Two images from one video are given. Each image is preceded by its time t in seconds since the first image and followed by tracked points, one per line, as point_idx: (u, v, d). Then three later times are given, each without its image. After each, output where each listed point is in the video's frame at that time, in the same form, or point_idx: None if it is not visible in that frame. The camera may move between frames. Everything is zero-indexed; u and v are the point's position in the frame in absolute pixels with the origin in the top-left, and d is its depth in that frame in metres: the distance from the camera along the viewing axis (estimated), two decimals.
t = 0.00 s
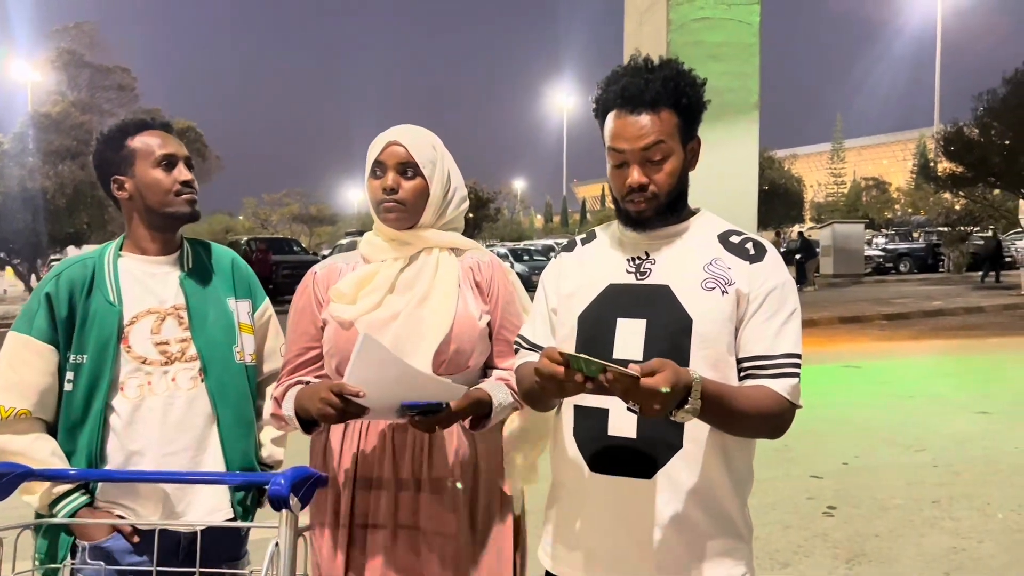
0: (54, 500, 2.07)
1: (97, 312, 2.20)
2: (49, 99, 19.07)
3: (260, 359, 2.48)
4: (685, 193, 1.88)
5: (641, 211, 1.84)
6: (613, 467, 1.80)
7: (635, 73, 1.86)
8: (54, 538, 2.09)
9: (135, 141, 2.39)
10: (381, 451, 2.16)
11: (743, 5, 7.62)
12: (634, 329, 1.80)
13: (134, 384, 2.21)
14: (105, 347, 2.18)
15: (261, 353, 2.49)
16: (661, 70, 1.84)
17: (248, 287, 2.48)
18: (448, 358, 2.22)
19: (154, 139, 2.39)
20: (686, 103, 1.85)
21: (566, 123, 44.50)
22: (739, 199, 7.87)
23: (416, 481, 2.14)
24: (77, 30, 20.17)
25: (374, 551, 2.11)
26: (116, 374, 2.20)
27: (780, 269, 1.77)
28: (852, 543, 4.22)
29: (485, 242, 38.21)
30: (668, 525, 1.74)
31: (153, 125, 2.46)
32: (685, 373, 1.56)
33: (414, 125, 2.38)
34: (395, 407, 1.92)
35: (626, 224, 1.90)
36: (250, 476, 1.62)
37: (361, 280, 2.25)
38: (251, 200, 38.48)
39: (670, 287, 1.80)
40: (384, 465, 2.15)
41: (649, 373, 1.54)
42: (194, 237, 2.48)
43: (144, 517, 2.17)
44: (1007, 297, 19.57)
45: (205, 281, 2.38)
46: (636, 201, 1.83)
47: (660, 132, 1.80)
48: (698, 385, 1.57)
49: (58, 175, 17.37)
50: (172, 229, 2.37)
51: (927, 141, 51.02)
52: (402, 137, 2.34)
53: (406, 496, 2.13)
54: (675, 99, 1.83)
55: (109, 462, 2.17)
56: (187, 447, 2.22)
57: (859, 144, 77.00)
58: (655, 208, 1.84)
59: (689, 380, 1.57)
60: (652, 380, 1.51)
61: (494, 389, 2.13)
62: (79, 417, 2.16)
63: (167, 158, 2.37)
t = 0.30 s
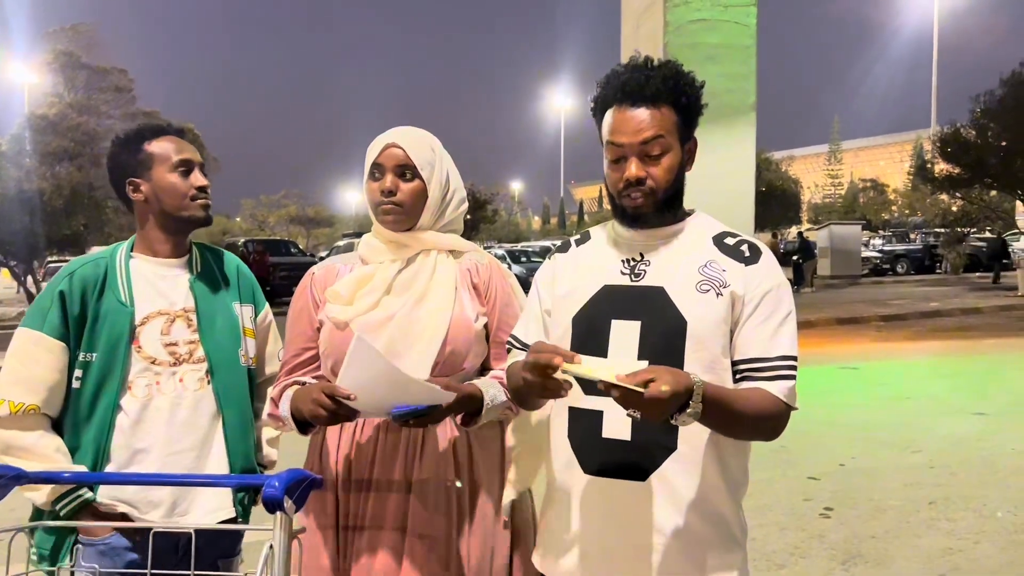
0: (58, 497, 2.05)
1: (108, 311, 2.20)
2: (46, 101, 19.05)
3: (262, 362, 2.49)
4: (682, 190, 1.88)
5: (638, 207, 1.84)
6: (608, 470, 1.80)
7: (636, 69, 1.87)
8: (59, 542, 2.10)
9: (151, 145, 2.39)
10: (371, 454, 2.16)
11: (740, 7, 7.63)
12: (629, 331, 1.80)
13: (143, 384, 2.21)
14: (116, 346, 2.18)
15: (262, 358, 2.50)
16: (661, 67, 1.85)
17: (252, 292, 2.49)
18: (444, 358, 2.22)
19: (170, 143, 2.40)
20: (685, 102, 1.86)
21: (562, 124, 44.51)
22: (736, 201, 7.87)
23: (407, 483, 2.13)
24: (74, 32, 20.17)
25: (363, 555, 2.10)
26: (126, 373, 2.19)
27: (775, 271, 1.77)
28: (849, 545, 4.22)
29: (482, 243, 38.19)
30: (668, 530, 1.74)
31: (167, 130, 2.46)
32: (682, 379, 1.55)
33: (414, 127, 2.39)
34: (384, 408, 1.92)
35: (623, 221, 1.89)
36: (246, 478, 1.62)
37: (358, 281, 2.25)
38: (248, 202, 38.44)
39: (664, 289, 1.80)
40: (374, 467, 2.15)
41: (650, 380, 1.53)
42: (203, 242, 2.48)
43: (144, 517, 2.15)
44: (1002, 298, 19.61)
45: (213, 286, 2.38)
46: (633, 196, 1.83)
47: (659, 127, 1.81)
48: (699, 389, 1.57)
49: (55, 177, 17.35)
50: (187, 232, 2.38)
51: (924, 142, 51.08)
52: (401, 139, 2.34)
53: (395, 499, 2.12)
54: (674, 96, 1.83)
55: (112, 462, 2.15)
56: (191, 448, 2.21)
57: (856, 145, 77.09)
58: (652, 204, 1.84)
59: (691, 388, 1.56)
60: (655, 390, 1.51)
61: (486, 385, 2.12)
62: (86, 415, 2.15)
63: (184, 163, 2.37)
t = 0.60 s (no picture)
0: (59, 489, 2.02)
1: (119, 311, 2.20)
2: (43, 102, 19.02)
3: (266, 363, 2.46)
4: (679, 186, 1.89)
5: (638, 196, 1.83)
6: (601, 470, 1.80)
7: (634, 65, 1.89)
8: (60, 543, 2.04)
9: (170, 148, 2.39)
10: (369, 455, 2.15)
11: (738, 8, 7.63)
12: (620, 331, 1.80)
13: (149, 384, 2.20)
14: (124, 345, 2.18)
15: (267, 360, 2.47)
16: (660, 64, 1.89)
17: (259, 295, 2.46)
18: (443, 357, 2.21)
19: (189, 146, 2.40)
20: (682, 99, 1.89)
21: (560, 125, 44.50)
22: (735, 202, 7.87)
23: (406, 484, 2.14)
24: (71, 33, 20.17)
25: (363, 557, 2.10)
26: (133, 372, 2.19)
27: (765, 270, 1.78)
28: (846, 546, 4.21)
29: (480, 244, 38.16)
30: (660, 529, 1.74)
31: (187, 135, 2.47)
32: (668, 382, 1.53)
33: (411, 127, 2.39)
34: (376, 404, 1.92)
35: (621, 215, 1.88)
36: (239, 480, 1.61)
37: (356, 282, 2.24)
38: (245, 203, 38.41)
39: (654, 289, 1.80)
40: (372, 469, 2.14)
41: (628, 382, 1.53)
42: (214, 244, 2.47)
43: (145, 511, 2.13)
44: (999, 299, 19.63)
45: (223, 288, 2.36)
46: (633, 184, 1.82)
47: (658, 117, 1.82)
48: (686, 392, 1.56)
49: (52, 178, 17.33)
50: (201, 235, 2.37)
51: (921, 144, 51.13)
52: (401, 140, 2.34)
53: (394, 499, 2.12)
54: (673, 91, 1.86)
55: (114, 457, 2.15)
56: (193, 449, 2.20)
57: (853, 147, 77.17)
58: (653, 193, 1.83)
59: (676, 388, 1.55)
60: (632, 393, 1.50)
61: (480, 388, 2.12)
62: (90, 412, 2.15)
63: (202, 168, 2.37)
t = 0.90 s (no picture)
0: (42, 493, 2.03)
1: (103, 312, 2.19)
2: (40, 103, 19.00)
3: (252, 363, 2.46)
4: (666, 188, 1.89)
5: (623, 199, 1.83)
6: (594, 470, 1.79)
7: (620, 68, 1.90)
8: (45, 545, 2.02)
9: (159, 148, 2.38)
10: (374, 456, 2.15)
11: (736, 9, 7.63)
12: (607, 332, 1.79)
13: (135, 384, 2.20)
14: (110, 346, 2.17)
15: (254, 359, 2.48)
16: (649, 67, 1.89)
17: (246, 294, 2.47)
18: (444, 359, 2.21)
19: (177, 148, 2.39)
20: (668, 102, 1.89)
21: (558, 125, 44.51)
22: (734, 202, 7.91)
23: (410, 487, 2.14)
24: (70, 33, 20.16)
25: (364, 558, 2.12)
26: (119, 373, 2.18)
27: (749, 269, 1.79)
28: (844, 546, 4.22)
29: (478, 245, 38.16)
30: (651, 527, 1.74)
31: (174, 136, 2.47)
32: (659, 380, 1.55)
33: (412, 129, 2.38)
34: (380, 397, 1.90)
35: (608, 218, 1.88)
36: (234, 482, 1.61)
37: (357, 283, 2.23)
38: (244, 203, 38.39)
39: (641, 288, 1.80)
40: (377, 470, 2.14)
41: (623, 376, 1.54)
42: (199, 245, 2.46)
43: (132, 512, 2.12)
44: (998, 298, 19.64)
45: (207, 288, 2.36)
46: (618, 186, 1.82)
47: (645, 119, 1.82)
48: (675, 391, 1.57)
49: (50, 179, 17.31)
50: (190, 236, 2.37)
51: (919, 144, 51.20)
52: (404, 141, 2.34)
53: (399, 502, 2.13)
54: (659, 94, 1.87)
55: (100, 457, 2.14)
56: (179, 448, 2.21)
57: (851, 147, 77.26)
58: (639, 195, 1.83)
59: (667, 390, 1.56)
60: (624, 391, 1.52)
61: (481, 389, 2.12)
62: (75, 413, 2.15)
63: (191, 170, 2.37)
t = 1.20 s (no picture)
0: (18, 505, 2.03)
1: (63, 318, 2.18)
2: (39, 103, 18.98)
3: (217, 359, 2.47)
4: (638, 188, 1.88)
5: (597, 197, 1.82)
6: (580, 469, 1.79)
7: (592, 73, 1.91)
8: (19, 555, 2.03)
9: (119, 149, 2.37)
10: (377, 457, 2.15)
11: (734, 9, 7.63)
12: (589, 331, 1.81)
13: (101, 389, 2.21)
14: (72, 352, 2.17)
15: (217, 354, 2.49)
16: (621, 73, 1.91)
17: (205, 291, 2.47)
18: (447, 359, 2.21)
19: (138, 149, 2.39)
20: (640, 106, 1.90)
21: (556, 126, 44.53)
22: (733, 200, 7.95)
23: (412, 487, 2.14)
24: (68, 34, 20.18)
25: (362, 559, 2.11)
26: (84, 379, 2.19)
27: (724, 268, 1.82)
28: (843, 546, 4.22)
29: (477, 245, 38.15)
30: (630, 525, 1.76)
31: (132, 136, 2.45)
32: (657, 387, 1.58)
33: (416, 134, 2.39)
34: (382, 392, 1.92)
35: (580, 217, 1.87)
36: (235, 483, 1.61)
37: (359, 284, 2.23)
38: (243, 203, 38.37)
39: (622, 289, 1.81)
40: (379, 471, 2.15)
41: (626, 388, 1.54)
42: (154, 243, 2.44)
43: (105, 519, 2.14)
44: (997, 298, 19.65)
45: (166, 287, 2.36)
46: (592, 184, 1.82)
47: (615, 121, 1.81)
48: (669, 397, 1.60)
49: (48, 180, 17.30)
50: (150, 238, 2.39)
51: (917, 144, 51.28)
52: (406, 144, 2.35)
53: (401, 502, 2.13)
54: (630, 97, 1.87)
55: (70, 464, 2.14)
56: (151, 450, 2.24)
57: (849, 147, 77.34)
58: (613, 193, 1.83)
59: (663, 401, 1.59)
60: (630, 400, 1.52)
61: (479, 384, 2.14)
62: (41, 420, 2.15)
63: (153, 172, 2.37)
